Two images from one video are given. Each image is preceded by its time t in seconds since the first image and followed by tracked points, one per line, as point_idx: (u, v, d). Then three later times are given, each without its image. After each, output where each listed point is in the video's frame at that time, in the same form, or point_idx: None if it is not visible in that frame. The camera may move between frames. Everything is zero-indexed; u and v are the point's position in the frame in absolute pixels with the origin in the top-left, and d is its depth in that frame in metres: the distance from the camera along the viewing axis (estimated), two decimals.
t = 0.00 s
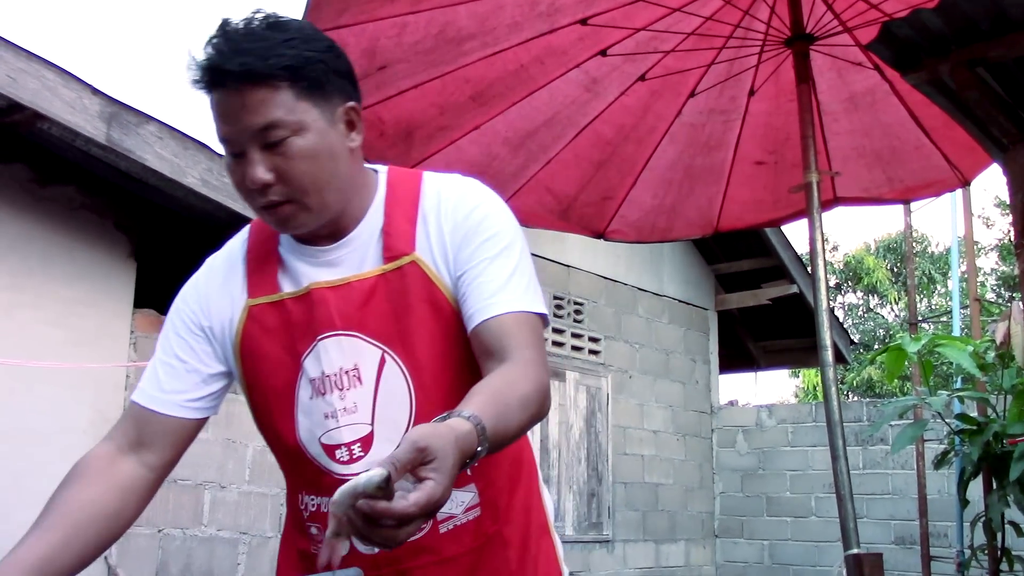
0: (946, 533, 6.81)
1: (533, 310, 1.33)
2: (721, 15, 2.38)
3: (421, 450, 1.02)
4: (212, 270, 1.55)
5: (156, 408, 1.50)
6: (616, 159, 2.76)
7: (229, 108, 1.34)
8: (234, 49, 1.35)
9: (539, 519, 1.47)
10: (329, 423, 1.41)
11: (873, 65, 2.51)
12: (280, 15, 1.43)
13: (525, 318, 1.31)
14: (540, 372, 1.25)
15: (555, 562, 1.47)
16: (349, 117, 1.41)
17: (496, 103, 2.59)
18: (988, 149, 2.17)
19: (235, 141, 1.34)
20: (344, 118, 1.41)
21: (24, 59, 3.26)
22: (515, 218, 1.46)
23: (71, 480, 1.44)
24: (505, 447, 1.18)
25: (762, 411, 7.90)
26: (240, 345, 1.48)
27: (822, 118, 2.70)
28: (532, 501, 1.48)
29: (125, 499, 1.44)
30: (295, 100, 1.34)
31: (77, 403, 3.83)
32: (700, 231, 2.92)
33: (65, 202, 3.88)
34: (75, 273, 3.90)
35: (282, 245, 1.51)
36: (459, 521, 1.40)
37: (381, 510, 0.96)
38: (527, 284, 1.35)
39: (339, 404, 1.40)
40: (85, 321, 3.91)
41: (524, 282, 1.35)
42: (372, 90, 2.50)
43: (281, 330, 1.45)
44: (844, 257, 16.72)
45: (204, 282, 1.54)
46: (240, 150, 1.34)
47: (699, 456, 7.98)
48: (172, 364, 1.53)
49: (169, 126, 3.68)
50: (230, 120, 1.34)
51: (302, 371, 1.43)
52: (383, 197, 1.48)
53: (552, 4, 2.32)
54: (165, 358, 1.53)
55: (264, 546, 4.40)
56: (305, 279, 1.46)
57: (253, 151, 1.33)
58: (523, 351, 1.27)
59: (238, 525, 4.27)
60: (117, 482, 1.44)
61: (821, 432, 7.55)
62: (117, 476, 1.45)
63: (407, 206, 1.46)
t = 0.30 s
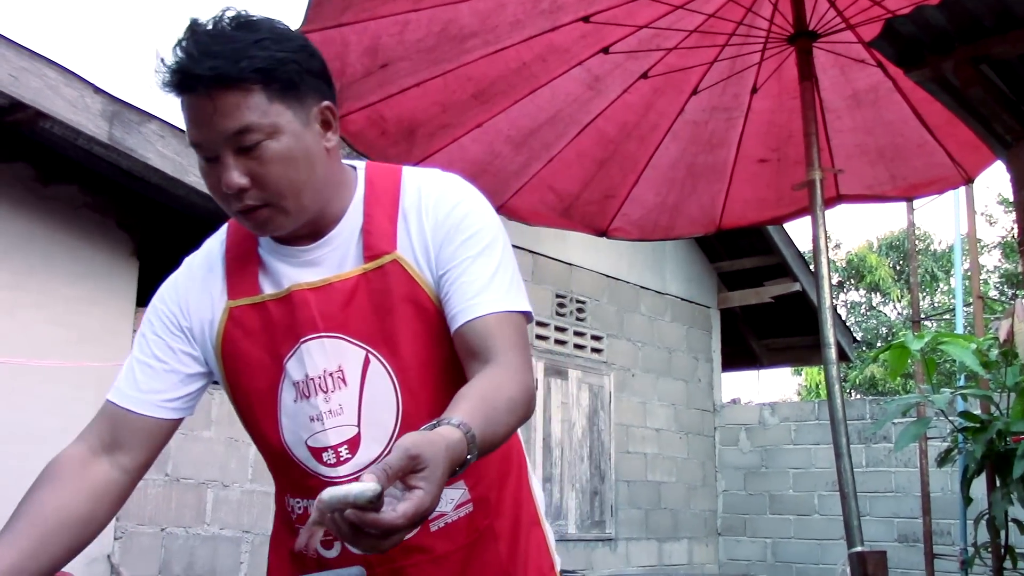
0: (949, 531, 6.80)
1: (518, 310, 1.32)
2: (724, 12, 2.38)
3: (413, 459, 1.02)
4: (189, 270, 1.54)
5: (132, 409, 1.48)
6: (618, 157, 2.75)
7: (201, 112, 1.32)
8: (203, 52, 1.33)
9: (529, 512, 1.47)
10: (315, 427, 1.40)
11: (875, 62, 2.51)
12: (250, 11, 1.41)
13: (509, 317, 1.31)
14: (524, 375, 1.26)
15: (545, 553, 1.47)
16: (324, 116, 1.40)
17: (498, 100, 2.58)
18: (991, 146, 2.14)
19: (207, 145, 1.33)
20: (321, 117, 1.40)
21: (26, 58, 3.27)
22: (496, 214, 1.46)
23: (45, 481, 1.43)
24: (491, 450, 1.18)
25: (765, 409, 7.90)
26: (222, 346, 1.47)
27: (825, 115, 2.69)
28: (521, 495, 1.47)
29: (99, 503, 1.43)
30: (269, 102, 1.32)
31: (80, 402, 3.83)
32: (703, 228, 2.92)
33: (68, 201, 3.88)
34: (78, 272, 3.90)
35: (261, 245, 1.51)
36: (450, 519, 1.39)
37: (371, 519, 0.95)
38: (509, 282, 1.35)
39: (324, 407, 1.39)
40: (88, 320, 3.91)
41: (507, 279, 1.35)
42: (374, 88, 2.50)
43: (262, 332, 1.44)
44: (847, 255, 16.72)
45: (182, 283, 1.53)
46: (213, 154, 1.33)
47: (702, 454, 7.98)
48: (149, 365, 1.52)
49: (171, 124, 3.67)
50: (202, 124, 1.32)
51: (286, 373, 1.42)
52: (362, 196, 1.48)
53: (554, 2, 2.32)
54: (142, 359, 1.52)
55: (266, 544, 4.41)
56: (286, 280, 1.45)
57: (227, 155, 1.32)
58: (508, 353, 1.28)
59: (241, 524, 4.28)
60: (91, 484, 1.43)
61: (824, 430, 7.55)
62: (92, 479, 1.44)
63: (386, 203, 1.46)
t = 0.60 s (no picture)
0: (952, 529, 6.80)
1: (532, 312, 1.31)
2: (726, 11, 2.39)
3: (453, 430, 0.99)
4: (189, 266, 1.52)
5: (133, 404, 1.48)
6: (621, 155, 2.75)
7: (231, 110, 1.30)
8: (234, 52, 1.31)
9: (530, 513, 1.43)
10: (316, 425, 1.36)
11: (878, 61, 2.50)
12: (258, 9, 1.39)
13: (526, 321, 1.30)
14: (548, 371, 1.25)
15: (546, 554, 1.43)
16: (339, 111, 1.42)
17: (501, 99, 2.58)
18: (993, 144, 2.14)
19: (242, 145, 1.31)
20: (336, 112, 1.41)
21: (28, 58, 3.27)
22: (500, 212, 1.44)
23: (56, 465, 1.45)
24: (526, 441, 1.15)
25: (767, 408, 7.90)
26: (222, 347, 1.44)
27: (828, 114, 2.68)
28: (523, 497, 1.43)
29: (109, 489, 1.45)
30: (301, 99, 1.32)
31: (82, 402, 3.83)
32: (706, 227, 2.91)
33: (70, 201, 3.88)
34: (80, 272, 3.90)
35: (263, 242, 1.48)
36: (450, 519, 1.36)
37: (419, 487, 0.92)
38: (524, 285, 1.34)
39: (325, 406, 1.35)
40: (91, 320, 3.91)
41: (521, 281, 1.34)
42: (376, 87, 2.50)
43: (261, 331, 1.41)
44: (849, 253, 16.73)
45: (181, 280, 1.50)
46: (247, 154, 1.31)
47: (705, 452, 7.98)
48: (148, 362, 1.50)
49: (172, 124, 3.68)
50: (233, 123, 1.30)
51: (287, 372, 1.39)
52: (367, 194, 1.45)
53: (556, 1, 2.32)
54: (142, 358, 1.51)
55: (269, 543, 4.41)
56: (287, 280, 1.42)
57: (264, 155, 1.31)
58: (528, 355, 1.27)
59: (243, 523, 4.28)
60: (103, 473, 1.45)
61: (826, 429, 7.56)
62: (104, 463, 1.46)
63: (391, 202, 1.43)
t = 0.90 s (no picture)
0: (953, 530, 6.81)
1: (577, 325, 1.29)
2: (728, 10, 2.39)
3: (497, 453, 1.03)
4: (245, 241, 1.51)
5: (192, 377, 1.53)
6: (621, 154, 2.74)
7: (293, 94, 1.29)
8: (300, 36, 1.31)
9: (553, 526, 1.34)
10: (342, 414, 1.35)
11: (880, 60, 2.50)
12: None
13: (573, 332, 1.29)
14: (597, 383, 1.27)
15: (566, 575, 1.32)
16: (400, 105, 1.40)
17: (503, 98, 2.58)
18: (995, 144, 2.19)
19: (301, 128, 1.30)
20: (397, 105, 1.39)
21: (29, 55, 3.27)
22: (546, 215, 1.41)
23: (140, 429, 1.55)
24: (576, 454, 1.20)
25: (768, 408, 7.88)
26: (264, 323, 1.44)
27: (829, 114, 2.68)
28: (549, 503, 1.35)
29: (190, 438, 1.53)
30: (363, 89, 1.31)
31: (81, 400, 3.82)
32: (707, 227, 2.89)
33: (71, 198, 3.89)
34: (82, 270, 3.90)
35: (315, 225, 1.46)
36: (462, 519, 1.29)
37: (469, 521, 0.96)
38: (571, 294, 1.32)
39: (353, 394, 1.34)
40: (93, 318, 3.91)
41: (568, 290, 1.32)
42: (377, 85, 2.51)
43: (300, 315, 1.40)
44: (850, 253, 16.72)
45: (234, 255, 1.50)
46: (304, 138, 1.30)
47: (705, 452, 7.98)
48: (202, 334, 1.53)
49: (174, 122, 3.66)
50: (295, 106, 1.29)
51: (320, 358, 1.37)
52: (421, 189, 1.42)
53: None
54: (198, 331, 1.53)
55: (269, 541, 4.39)
56: (331, 266, 1.40)
57: (322, 140, 1.30)
58: (574, 367, 1.26)
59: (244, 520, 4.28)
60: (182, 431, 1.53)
61: (827, 429, 7.55)
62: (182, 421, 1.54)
63: (443, 199, 1.41)
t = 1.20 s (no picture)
0: (952, 528, 6.82)
1: (668, 349, 1.17)
2: (727, 8, 2.39)
3: (502, 486, 1.02)
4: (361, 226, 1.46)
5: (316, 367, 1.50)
6: (621, 154, 2.73)
7: (382, 89, 1.21)
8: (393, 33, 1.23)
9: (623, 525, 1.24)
10: (410, 405, 1.27)
11: (879, 59, 2.51)
12: None
13: (666, 355, 1.17)
14: (677, 414, 1.16)
15: None
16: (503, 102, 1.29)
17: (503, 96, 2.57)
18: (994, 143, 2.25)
19: (389, 127, 1.22)
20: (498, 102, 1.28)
21: (31, 54, 3.27)
22: (641, 222, 1.28)
23: (285, 427, 1.53)
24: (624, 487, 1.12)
25: (768, 407, 7.88)
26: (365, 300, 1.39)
27: (829, 112, 2.67)
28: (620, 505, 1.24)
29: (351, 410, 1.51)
30: (454, 87, 1.21)
31: (80, 399, 3.81)
32: (706, 225, 2.83)
33: (71, 197, 3.89)
34: (82, 269, 3.89)
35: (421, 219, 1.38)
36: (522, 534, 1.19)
37: (463, 555, 0.99)
38: (669, 312, 1.20)
39: (424, 387, 1.26)
40: (92, 317, 3.91)
41: (666, 308, 1.19)
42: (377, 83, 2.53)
43: (388, 303, 1.33)
44: (850, 252, 16.74)
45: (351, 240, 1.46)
46: (394, 136, 1.22)
47: (705, 451, 7.98)
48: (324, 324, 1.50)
49: (174, 121, 3.67)
50: (382, 101, 1.21)
51: (399, 348, 1.30)
52: (520, 189, 1.31)
53: None
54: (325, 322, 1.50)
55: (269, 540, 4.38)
56: (425, 257, 1.32)
57: (411, 139, 1.21)
58: (657, 393, 1.15)
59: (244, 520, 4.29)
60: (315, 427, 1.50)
61: (827, 427, 7.56)
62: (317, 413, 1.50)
63: (543, 199, 1.29)
